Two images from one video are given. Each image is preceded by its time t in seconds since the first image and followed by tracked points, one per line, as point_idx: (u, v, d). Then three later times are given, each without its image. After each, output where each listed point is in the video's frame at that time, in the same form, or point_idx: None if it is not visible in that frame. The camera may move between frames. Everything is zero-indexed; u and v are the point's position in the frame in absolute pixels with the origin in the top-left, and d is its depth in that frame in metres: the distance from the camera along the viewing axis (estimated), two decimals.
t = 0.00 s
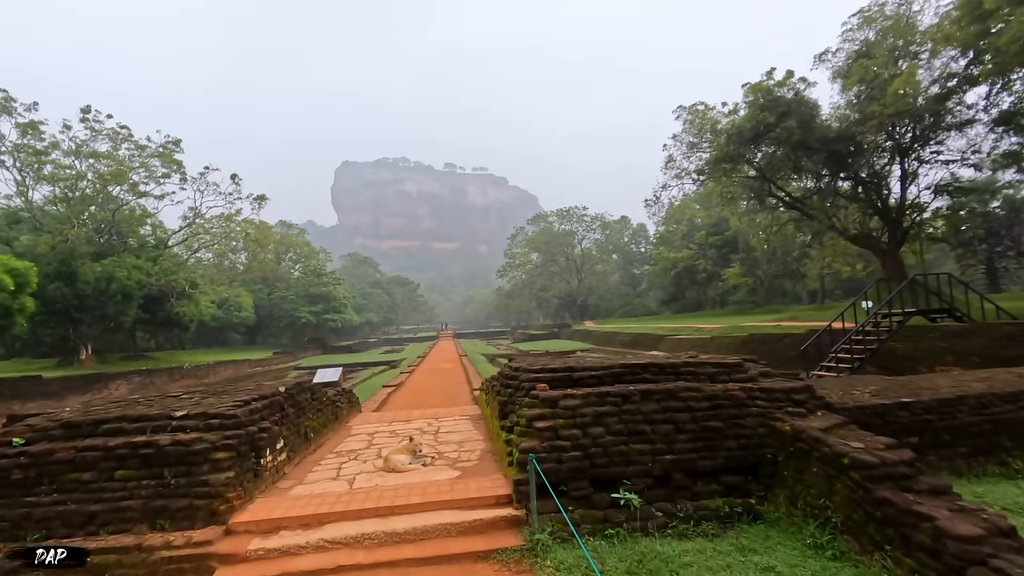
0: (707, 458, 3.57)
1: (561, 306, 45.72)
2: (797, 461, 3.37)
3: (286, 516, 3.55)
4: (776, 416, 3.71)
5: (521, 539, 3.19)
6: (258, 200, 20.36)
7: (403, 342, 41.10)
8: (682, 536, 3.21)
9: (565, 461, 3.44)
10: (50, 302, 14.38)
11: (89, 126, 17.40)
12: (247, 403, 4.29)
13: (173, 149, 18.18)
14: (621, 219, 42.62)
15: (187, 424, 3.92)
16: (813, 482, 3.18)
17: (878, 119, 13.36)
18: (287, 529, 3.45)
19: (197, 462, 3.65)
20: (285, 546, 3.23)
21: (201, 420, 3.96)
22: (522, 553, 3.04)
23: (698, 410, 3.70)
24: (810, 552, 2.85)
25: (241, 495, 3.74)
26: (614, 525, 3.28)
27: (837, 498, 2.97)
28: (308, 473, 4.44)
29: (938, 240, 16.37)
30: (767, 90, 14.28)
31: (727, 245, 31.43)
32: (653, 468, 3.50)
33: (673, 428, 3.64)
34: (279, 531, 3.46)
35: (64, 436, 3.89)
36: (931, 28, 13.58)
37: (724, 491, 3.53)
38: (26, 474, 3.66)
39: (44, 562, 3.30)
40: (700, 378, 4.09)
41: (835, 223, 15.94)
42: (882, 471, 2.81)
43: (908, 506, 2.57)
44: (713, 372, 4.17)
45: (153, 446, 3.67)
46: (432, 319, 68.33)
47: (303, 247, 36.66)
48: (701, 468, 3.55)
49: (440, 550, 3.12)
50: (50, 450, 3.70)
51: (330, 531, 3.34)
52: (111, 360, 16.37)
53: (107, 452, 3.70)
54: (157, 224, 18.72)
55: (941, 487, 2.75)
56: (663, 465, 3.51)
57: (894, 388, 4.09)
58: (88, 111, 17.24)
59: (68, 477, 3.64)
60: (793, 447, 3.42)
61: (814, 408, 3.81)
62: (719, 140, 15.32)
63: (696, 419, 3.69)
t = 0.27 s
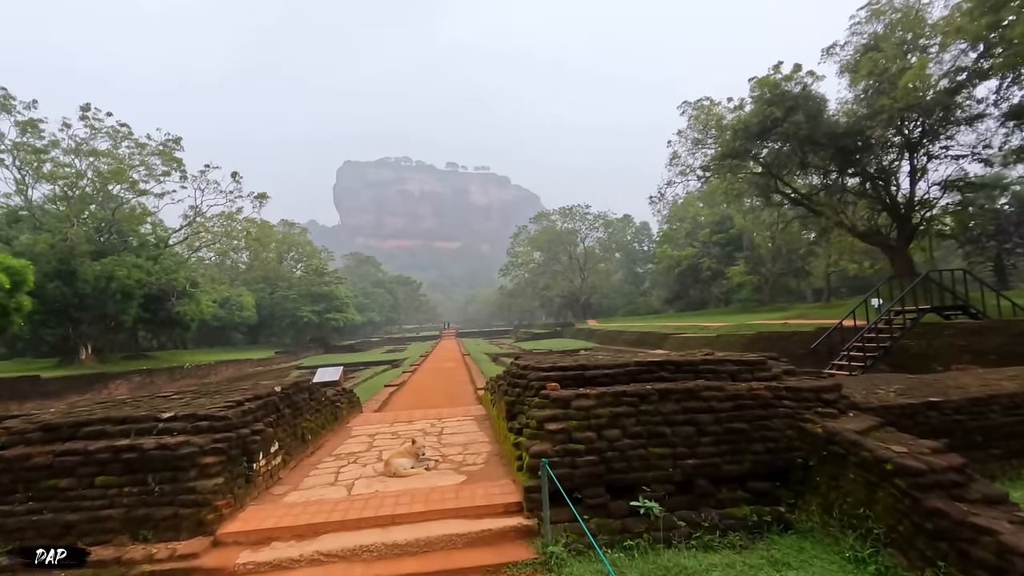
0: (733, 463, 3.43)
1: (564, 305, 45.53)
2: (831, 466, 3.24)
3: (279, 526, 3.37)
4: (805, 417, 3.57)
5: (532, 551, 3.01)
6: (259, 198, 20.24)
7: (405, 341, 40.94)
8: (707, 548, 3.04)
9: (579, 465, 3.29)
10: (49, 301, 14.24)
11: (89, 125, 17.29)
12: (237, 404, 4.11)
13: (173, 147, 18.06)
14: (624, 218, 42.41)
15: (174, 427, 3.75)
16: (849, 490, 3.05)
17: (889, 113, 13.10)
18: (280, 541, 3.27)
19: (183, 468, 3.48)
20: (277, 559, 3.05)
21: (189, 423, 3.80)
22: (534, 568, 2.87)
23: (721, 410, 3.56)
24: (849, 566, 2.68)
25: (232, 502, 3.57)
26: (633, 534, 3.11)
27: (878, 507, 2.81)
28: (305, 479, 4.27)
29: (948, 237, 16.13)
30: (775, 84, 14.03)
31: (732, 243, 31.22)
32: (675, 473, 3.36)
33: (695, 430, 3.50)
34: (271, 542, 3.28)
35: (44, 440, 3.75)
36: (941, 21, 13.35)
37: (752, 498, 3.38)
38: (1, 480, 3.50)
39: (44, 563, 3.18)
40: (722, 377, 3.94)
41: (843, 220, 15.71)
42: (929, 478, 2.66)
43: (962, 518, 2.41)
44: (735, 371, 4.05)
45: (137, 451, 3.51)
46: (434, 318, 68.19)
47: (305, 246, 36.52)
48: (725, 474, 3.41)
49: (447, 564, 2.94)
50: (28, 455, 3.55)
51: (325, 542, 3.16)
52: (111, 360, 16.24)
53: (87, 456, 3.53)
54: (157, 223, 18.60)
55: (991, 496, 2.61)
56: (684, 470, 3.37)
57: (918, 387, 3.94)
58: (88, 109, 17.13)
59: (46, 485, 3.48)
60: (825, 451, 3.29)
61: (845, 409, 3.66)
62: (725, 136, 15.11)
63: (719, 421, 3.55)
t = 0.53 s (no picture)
0: (766, 478, 3.29)
1: (567, 304, 45.34)
2: (875, 483, 3.13)
3: (271, 548, 3.14)
4: (842, 428, 3.45)
5: None
6: (261, 198, 20.12)
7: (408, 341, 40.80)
8: (742, 574, 2.86)
9: (598, 482, 3.12)
10: (49, 302, 14.11)
11: (89, 124, 17.16)
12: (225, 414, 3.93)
13: (174, 147, 17.92)
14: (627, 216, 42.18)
15: (160, 439, 3.58)
16: (898, 510, 2.93)
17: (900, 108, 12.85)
18: (271, 566, 3.04)
19: (168, 485, 3.29)
20: None
21: (176, 435, 3.63)
22: None
23: (752, 421, 3.44)
24: None
25: (221, 522, 3.38)
26: (659, 559, 2.94)
27: (935, 531, 2.68)
28: (301, 493, 4.06)
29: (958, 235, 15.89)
30: (783, 80, 13.81)
31: (736, 242, 30.98)
32: (703, 491, 3.20)
33: (724, 443, 3.36)
34: (262, 567, 3.06)
35: (20, 454, 3.60)
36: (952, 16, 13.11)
37: (788, 517, 3.23)
38: None
39: (43, 562, 3.15)
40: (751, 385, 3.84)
41: (852, 218, 15.46)
42: (993, 501, 2.52)
43: None
44: (761, 377, 3.95)
45: (118, 466, 3.34)
46: (436, 318, 68.05)
47: (307, 246, 36.36)
48: (759, 491, 3.24)
49: None
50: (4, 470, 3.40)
51: (320, 568, 2.94)
52: (113, 361, 16.12)
53: (65, 472, 3.36)
54: (158, 223, 18.49)
55: None
56: (714, 488, 3.20)
57: (948, 392, 4.03)
58: (88, 108, 17.00)
59: (19, 503, 3.31)
60: (868, 467, 3.18)
61: (886, 419, 3.58)
62: (732, 132, 14.87)
63: (750, 433, 3.41)
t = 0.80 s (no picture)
0: (792, 492, 3.16)
1: (569, 305, 45.18)
2: (914, 498, 2.99)
3: (257, 567, 2.97)
4: (874, 437, 3.34)
5: None
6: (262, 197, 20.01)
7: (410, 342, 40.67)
8: None
9: (611, 496, 2.98)
10: (48, 303, 13.99)
11: (89, 123, 17.06)
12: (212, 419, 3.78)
13: (174, 146, 17.80)
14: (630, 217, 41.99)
15: (140, 448, 3.43)
16: (940, 529, 2.77)
17: (908, 105, 12.65)
18: None
19: (145, 498, 3.12)
20: None
21: (158, 442, 3.48)
22: None
23: (776, 430, 3.32)
24: None
25: (203, 538, 3.22)
26: None
27: (984, 553, 2.50)
28: (293, 504, 3.90)
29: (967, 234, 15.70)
30: (789, 77, 13.61)
31: (740, 242, 30.79)
32: (725, 506, 3.08)
33: (747, 453, 3.24)
34: None
35: None
36: (962, 12, 12.90)
37: (817, 533, 3.10)
38: None
39: (42, 562, 3.01)
40: (775, 389, 3.76)
41: (859, 217, 15.27)
42: None
43: None
44: (784, 380, 3.84)
45: (93, 478, 3.19)
46: (438, 318, 67.91)
47: (309, 246, 36.21)
48: (784, 505, 3.13)
49: None
50: None
51: None
52: (112, 362, 16.00)
53: (36, 483, 3.21)
54: (158, 223, 18.40)
55: None
56: (737, 503, 3.09)
57: (973, 394, 4.09)
58: (88, 107, 16.87)
59: None
60: (906, 480, 3.05)
61: (921, 428, 3.50)
62: (737, 130, 14.69)
63: (775, 442, 3.29)
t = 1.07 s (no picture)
0: (826, 505, 3.00)
1: (571, 305, 45.01)
2: (965, 514, 2.80)
3: None
4: (914, 446, 3.19)
5: None
6: (263, 196, 19.88)
7: (411, 342, 40.51)
8: None
9: (626, 510, 2.81)
10: (45, 301, 13.83)
11: (88, 120, 16.91)
12: (192, 422, 3.55)
13: (175, 144, 17.64)
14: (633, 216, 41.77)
15: (112, 454, 3.17)
16: (997, 550, 2.58)
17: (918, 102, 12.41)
18: None
19: (115, 510, 2.85)
20: None
21: (132, 449, 3.22)
22: None
23: (806, 438, 3.17)
24: None
25: (178, 554, 2.95)
26: None
27: None
28: (281, 514, 3.68)
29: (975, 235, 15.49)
30: (796, 74, 13.42)
31: (744, 242, 30.59)
32: (754, 521, 2.90)
33: (776, 461, 3.08)
34: None
35: None
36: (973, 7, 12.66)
37: (856, 551, 2.93)
38: None
39: (41, 563, 2.74)
40: (804, 392, 3.62)
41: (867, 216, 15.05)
42: None
43: None
44: (811, 383, 3.68)
45: (58, 487, 2.91)
46: (440, 319, 67.82)
47: (311, 246, 36.06)
48: (819, 520, 2.96)
49: None
50: None
51: None
52: (111, 361, 15.85)
53: None
54: (158, 221, 18.29)
55: None
56: (767, 519, 2.91)
57: (1002, 400, 4.10)
58: (87, 104, 16.73)
59: None
60: (956, 494, 2.87)
61: (962, 435, 3.37)
62: (743, 128, 14.48)
63: (807, 451, 3.13)
